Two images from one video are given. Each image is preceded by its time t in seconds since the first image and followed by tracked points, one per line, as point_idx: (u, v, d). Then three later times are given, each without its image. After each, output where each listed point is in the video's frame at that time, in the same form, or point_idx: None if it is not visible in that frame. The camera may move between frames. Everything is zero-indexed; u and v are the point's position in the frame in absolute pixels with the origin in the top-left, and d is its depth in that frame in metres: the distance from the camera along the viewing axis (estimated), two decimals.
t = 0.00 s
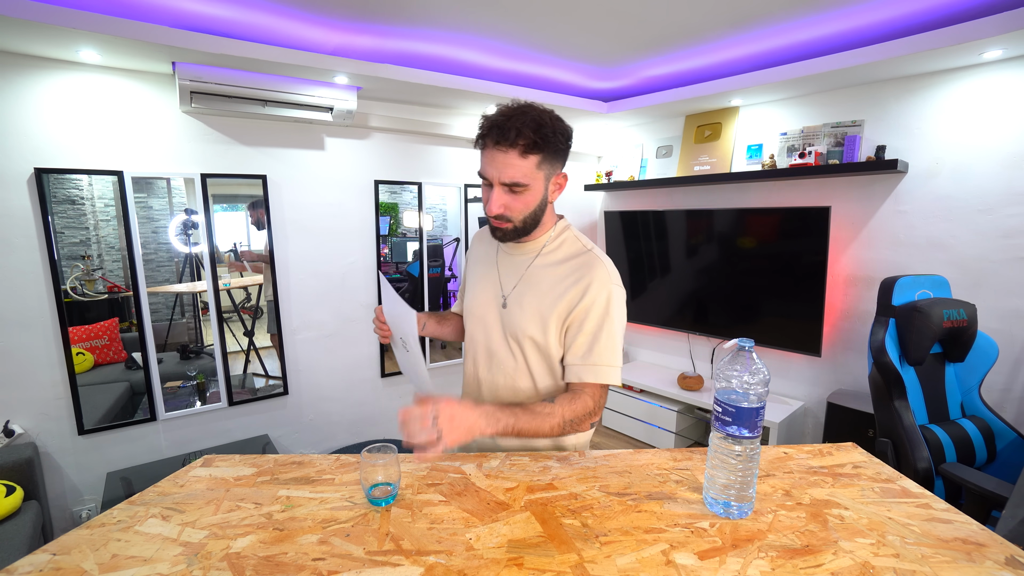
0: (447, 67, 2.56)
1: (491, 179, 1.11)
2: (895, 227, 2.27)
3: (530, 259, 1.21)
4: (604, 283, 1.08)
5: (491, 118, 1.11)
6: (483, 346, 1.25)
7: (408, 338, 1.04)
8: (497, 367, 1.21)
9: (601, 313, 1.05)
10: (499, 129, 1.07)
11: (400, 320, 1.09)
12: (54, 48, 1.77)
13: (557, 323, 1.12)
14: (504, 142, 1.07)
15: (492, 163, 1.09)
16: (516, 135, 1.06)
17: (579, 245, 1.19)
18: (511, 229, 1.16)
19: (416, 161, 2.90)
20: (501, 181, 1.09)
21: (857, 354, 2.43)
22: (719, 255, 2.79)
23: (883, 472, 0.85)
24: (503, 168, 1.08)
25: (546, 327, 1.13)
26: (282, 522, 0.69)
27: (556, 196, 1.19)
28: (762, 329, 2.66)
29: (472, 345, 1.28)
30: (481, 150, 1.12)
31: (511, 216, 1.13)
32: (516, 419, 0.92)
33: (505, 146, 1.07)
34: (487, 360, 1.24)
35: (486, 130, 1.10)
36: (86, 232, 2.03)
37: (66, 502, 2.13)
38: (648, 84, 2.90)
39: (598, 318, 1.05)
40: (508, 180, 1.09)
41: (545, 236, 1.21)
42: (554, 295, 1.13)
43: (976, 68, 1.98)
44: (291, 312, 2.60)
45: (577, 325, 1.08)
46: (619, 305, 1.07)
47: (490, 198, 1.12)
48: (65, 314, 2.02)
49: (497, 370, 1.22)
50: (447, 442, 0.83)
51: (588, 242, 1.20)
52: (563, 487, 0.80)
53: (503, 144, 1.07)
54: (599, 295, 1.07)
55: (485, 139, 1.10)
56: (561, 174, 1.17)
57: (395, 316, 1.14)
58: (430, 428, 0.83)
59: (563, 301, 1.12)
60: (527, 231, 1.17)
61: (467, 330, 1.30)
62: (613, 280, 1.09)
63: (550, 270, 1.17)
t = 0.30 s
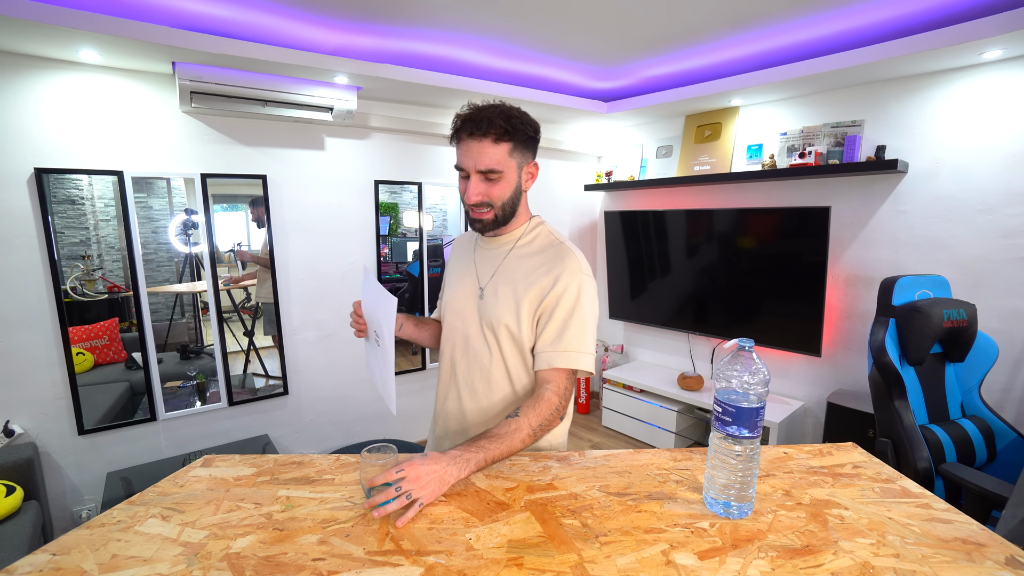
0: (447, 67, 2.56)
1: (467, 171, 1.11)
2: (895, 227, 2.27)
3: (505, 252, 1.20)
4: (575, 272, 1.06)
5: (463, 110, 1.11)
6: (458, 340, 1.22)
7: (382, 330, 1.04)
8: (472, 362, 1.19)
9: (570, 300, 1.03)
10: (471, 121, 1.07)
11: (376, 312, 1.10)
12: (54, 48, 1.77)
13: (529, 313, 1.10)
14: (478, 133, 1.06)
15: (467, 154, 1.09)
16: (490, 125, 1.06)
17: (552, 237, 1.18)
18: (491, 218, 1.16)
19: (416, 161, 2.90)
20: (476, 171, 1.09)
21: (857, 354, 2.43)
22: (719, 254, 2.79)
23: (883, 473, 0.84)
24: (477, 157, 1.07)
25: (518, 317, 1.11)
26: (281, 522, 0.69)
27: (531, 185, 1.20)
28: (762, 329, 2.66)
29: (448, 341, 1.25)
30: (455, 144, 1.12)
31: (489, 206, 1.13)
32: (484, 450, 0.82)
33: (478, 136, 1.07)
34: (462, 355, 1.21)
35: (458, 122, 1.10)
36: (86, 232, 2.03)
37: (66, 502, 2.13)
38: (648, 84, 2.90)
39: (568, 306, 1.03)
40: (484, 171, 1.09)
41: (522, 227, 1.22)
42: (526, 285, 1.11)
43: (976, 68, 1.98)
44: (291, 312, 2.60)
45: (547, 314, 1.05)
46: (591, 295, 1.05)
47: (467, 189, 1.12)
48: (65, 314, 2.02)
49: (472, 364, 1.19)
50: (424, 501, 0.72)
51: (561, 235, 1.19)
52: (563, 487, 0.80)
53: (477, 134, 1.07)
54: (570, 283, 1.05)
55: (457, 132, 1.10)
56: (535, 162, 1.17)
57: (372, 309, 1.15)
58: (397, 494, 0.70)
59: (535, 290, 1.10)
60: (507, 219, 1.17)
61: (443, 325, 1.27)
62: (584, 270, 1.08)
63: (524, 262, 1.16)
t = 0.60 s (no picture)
0: (447, 67, 2.56)
1: (461, 160, 1.16)
2: (895, 227, 2.27)
3: (489, 249, 1.21)
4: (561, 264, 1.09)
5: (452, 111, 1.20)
6: (445, 338, 1.21)
7: (378, 327, 1.08)
8: (461, 358, 1.18)
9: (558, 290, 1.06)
10: (466, 112, 1.15)
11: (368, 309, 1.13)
12: (53, 48, 1.77)
13: (518, 306, 1.11)
14: (473, 122, 1.14)
15: (462, 144, 1.15)
16: (482, 117, 1.16)
17: (534, 232, 1.21)
18: (484, 208, 1.18)
19: (416, 162, 2.90)
20: (472, 157, 1.15)
21: (857, 354, 2.43)
22: (719, 254, 2.79)
23: (882, 473, 0.84)
24: (473, 145, 1.14)
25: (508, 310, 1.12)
26: (281, 522, 0.69)
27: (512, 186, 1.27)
28: (762, 329, 2.66)
29: (435, 340, 1.24)
30: (447, 139, 1.18)
31: (483, 192, 1.17)
32: (494, 433, 0.84)
33: (472, 127, 1.15)
34: (451, 352, 1.20)
35: (449, 117, 1.17)
36: (86, 232, 2.03)
37: (66, 502, 2.13)
38: (648, 84, 2.91)
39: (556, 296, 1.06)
40: (478, 158, 1.16)
41: (505, 224, 1.25)
42: (514, 279, 1.13)
43: (977, 68, 1.98)
44: (291, 312, 2.60)
45: (535, 305, 1.08)
46: (576, 284, 1.09)
47: (463, 177, 1.16)
48: (65, 314, 2.02)
49: (461, 361, 1.18)
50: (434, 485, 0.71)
51: (541, 230, 1.22)
52: (563, 487, 0.80)
53: (472, 123, 1.15)
54: (557, 274, 1.08)
55: (451, 126, 1.16)
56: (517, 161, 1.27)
57: (360, 305, 1.18)
58: (417, 476, 0.68)
59: (523, 283, 1.12)
60: (498, 210, 1.21)
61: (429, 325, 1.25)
62: (568, 261, 1.11)
63: (508, 256, 1.18)
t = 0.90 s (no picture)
0: (447, 67, 2.56)
1: (463, 153, 1.20)
2: (894, 227, 2.27)
3: (486, 247, 1.22)
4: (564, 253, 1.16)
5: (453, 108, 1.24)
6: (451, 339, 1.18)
7: (374, 319, 1.07)
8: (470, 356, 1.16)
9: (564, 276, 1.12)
10: (469, 108, 1.20)
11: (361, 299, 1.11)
12: (53, 48, 1.77)
13: (527, 298, 1.15)
14: (477, 118, 1.19)
15: (464, 137, 1.19)
16: (485, 115, 1.22)
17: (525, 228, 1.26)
18: (483, 200, 1.21)
19: (416, 162, 2.90)
20: (474, 151, 1.20)
21: (857, 354, 2.43)
22: (719, 254, 2.79)
23: (882, 472, 0.84)
24: (476, 139, 1.20)
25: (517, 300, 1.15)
26: (281, 522, 0.69)
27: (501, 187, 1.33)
28: (762, 328, 2.66)
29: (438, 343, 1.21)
30: (447, 133, 1.21)
31: (484, 185, 1.20)
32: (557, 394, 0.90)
33: (475, 122, 1.20)
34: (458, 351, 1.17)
35: (452, 113, 1.21)
36: (86, 232, 2.03)
37: (66, 502, 2.13)
38: (648, 84, 2.91)
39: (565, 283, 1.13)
40: (480, 153, 1.20)
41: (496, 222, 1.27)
42: (520, 271, 1.16)
43: (977, 68, 1.98)
44: (291, 312, 2.60)
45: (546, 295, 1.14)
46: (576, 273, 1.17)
47: (465, 168, 1.19)
48: (65, 314, 2.02)
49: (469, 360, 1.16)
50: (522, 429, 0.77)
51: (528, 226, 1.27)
52: (563, 487, 0.80)
53: (477, 118, 1.20)
54: (559, 264, 1.15)
55: (453, 119, 1.20)
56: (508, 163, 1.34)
57: (348, 296, 1.15)
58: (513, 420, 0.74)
59: (529, 274, 1.16)
60: (493, 205, 1.25)
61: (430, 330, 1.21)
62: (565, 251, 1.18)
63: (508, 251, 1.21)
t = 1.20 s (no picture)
0: (448, 67, 2.56)
1: (480, 149, 1.20)
2: (894, 227, 2.27)
3: (505, 248, 1.23)
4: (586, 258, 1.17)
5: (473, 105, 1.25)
6: (466, 337, 1.18)
7: (384, 316, 1.07)
8: (486, 356, 1.16)
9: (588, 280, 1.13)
10: (488, 105, 1.21)
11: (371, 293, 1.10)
12: (53, 48, 1.77)
13: (547, 303, 1.16)
14: (495, 115, 1.19)
15: (482, 133, 1.20)
16: (503, 111, 1.22)
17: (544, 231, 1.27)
18: (499, 197, 1.20)
19: (416, 162, 2.90)
20: (492, 147, 1.20)
21: (857, 354, 2.43)
22: (719, 254, 2.79)
23: (882, 473, 0.84)
24: (494, 135, 1.20)
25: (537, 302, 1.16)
26: (281, 522, 0.69)
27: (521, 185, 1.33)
28: (762, 328, 2.66)
29: (452, 338, 1.20)
30: (465, 130, 1.22)
31: (501, 182, 1.19)
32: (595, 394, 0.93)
33: (494, 118, 1.20)
34: (474, 350, 1.17)
35: (471, 110, 1.22)
36: (86, 232, 2.03)
37: (66, 502, 2.13)
38: (648, 84, 2.91)
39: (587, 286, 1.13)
40: (498, 150, 1.20)
41: (514, 224, 1.28)
42: (541, 274, 1.17)
43: (977, 68, 1.98)
44: (291, 312, 2.60)
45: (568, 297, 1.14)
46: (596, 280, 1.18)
47: (482, 165, 1.19)
48: (65, 314, 2.02)
49: (484, 361, 1.17)
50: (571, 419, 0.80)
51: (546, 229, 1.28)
52: (563, 486, 0.80)
53: (495, 115, 1.20)
54: (580, 270, 1.17)
55: (471, 116, 1.20)
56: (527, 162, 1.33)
57: (359, 288, 1.13)
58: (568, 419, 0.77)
59: (550, 278, 1.17)
60: (510, 202, 1.24)
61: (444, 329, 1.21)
62: (585, 257, 1.20)
63: (528, 253, 1.21)
